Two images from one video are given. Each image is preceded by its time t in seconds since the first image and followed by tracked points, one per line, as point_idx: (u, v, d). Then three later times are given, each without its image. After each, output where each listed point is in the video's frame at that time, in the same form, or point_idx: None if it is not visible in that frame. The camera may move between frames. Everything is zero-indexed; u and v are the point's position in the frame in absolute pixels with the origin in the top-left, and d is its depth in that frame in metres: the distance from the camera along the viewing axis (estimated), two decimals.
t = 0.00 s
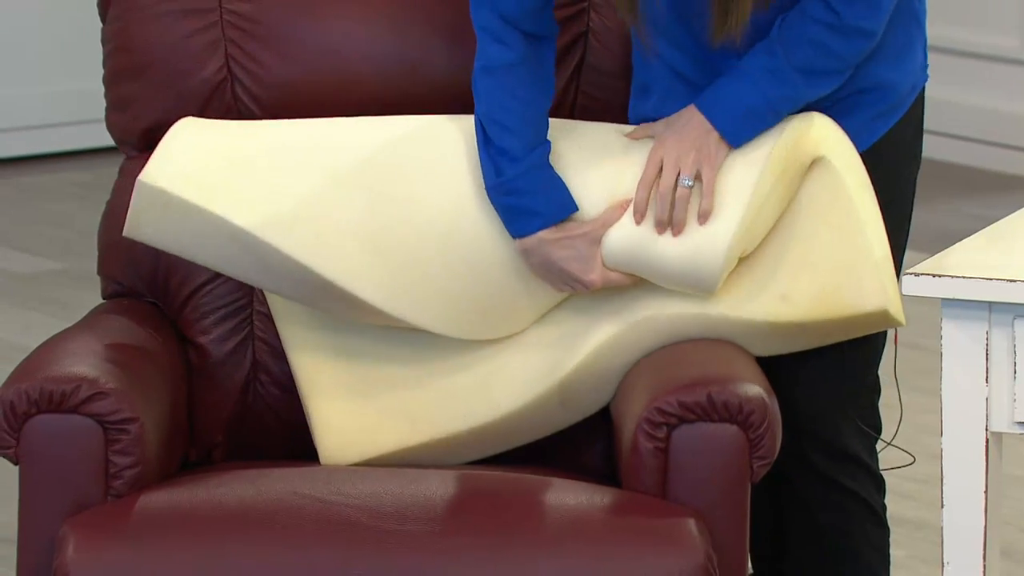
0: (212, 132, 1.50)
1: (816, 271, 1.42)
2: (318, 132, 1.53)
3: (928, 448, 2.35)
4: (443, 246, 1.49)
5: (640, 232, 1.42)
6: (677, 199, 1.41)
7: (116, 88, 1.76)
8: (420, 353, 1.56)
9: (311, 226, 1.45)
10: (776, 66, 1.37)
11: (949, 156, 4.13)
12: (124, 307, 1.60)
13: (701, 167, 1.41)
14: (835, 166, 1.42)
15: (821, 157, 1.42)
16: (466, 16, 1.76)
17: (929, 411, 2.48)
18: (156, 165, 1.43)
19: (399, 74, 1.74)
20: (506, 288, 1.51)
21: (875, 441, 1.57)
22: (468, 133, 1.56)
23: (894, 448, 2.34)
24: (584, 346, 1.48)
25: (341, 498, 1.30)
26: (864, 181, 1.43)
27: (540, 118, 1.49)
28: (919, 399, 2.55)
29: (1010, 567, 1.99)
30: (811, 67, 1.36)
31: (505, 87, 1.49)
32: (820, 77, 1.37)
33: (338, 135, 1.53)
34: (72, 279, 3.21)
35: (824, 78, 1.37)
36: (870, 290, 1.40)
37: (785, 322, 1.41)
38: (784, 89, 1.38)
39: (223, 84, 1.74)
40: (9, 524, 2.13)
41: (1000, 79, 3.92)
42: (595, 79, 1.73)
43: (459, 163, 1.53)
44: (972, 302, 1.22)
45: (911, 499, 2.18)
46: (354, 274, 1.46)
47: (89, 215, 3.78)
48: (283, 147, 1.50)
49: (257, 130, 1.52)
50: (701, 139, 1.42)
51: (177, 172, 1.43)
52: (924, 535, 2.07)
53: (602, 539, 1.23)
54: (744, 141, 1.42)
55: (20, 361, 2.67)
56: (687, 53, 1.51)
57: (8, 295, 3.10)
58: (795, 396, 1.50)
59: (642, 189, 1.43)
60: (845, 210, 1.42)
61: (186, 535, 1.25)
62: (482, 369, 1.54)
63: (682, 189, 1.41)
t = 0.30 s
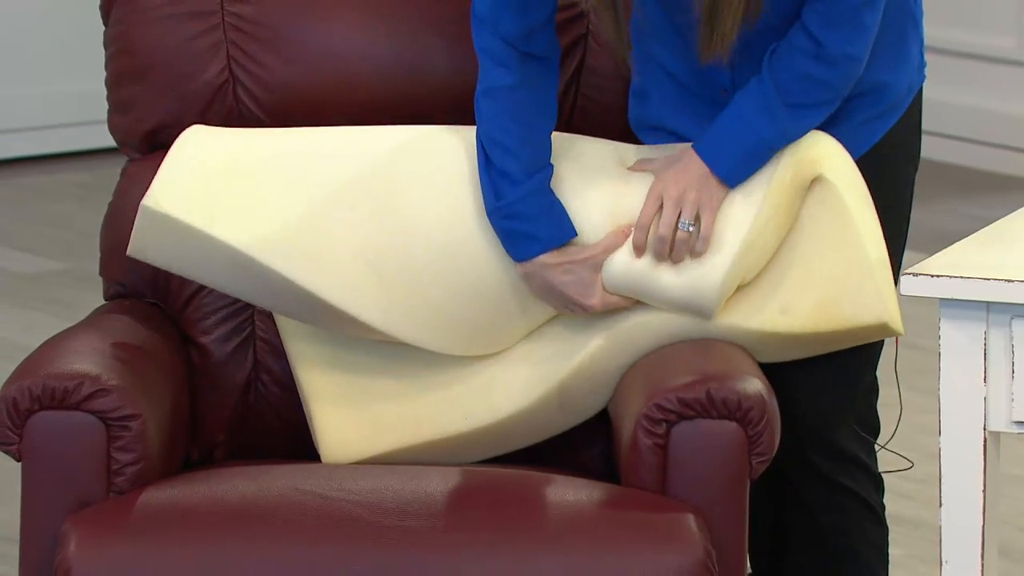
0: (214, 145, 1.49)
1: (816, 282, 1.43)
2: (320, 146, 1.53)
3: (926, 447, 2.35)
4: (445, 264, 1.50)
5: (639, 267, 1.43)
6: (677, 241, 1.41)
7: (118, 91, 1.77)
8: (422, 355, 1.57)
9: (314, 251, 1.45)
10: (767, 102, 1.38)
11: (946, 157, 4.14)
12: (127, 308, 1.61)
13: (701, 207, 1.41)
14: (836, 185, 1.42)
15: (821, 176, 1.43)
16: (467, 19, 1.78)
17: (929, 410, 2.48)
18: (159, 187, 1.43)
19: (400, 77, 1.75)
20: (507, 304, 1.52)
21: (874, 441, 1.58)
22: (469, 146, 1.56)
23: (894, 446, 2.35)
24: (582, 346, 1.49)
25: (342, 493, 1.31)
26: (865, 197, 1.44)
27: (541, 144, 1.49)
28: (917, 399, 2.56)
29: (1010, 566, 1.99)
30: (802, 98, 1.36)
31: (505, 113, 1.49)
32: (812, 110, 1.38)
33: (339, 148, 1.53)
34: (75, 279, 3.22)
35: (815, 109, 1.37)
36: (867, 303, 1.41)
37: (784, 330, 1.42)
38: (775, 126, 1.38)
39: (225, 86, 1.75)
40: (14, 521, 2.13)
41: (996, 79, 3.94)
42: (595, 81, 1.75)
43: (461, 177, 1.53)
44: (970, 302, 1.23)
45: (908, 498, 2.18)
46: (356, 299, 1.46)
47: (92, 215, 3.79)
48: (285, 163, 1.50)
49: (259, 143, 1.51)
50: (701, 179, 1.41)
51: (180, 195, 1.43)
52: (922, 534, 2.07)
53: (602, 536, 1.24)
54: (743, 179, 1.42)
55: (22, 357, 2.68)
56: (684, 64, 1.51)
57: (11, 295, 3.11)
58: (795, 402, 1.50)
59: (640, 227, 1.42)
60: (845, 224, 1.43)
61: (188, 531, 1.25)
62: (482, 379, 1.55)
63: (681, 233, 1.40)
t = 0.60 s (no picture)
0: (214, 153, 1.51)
1: (810, 287, 1.45)
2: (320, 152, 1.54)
3: (919, 445, 2.37)
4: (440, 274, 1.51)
5: (638, 285, 1.46)
6: (675, 267, 1.44)
7: (123, 94, 1.79)
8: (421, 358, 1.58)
9: (315, 264, 1.47)
10: (761, 126, 1.40)
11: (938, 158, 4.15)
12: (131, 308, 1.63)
13: (700, 234, 1.44)
14: (829, 196, 1.45)
15: (815, 187, 1.45)
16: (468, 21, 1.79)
17: (922, 409, 2.50)
18: (158, 200, 1.44)
19: (401, 79, 1.77)
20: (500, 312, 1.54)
21: (870, 440, 1.59)
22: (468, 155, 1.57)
23: (888, 444, 2.37)
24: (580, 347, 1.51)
25: (344, 491, 1.33)
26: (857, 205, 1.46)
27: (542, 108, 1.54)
28: (910, 398, 2.58)
29: (1002, 562, 2.01)
30: (794, 121, 1.39)
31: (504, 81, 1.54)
32: (804, 133, 1.40)
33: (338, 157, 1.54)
34: (78, 279, 3.24)
35: (809, 128, 1.40)
36: (862, 309, 1.43)
37: (778, 335, 1.44)
38: (769, 150, 1.40)
39: (229, 88, 1.77)
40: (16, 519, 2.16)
41: (987, 83, 3.95)
42: (593, 84, 1.76)
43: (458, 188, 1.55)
44: (963, 302, 1.24)
45: (901, 495, 2.20)
46: (354, 307, 1.48)
47: (92, 215, 3.82)
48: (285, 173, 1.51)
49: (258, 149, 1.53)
50: (701, 210, 1.44)
51: (180, 207, 1.44)
52: (915, 530, 2.09)
53: (600, 534, 1.26)
54: (740, 204, 1.44)
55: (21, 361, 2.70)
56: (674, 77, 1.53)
57: (14, 295, 3.13)
58: (791, 402, 1.52)
59: (638, 253, 1.45)
60: (838, 233, 1.45)
61: (193, 530, 1.27)
62: (481, 384, 1.56)
63: (679, 261, 1.44)
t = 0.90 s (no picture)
0: (214, 195, 1.53)
1: (807, 292, 1.48)
2: (318, 186, 1.55)
3: (914, 442, 2.39)
4: (444, 297, 1.50)
5: (639, 302, 1.47)
6: (675, 286, 1.45)
7: (128, 95, 1.81)
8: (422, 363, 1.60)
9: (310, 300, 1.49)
10: (756, 143, 1.39)
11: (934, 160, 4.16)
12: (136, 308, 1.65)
13: (702, 256, 1.44)
14: (825, 205, 1.48)
15: (811, 195, 1.48)
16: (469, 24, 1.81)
17: (917, 408, 2.51)
18: (155, 254, 1.46)
19: (403, 82, 1.80)
20: (505, 330, 1.53)
21: (865, 438, 1.61)
22: (472, 171, 1.55)
23: (883, 442, 2.39)
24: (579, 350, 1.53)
25: (346, 490, 1.35)
26: (850, 210, 1.50)
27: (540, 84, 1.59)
28: (905, 397, 2.59)
29: (995, 559, 2.03)
30: (787, 134, 1.38)
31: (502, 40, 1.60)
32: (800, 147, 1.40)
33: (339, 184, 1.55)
34: (85, 279, 3.27)
35: (803, 143, 1.39)
36: (859, 314, 1.45)
37: (775, 340, 1.47)
38: (765, 168, 1.40)
39: (233, 90, 1.79)
40: (19, 518, 2.17)
41: (980, 86, 3.95)
42: (591, 86, 1.78)
43: (463, 200, 1.52)
44: (957, 301, 1.26)
45: (896, 492, 2.22)
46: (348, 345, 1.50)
47: (96, 216, 3.84)
48: (282, 214, 1.52)
49: (255, 190, 1.54)
50: (702, 229, 1.44)
51: (176, 255, 1.46)
52: (909, 527, 2.11)
53: (599, 533, 1.28)
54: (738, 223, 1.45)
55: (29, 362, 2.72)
56: (669, 81, 1.55)
57: (21, 295, 3.16)
58: (788, 402, 1.54)
59: (640, 274, 1.45)
60: (834, 240, 1.48)
61: (198, 528, 1.29)
62: (483, 389, 1.58)
63: (680, 281, 1.45)
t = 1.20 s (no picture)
0: (220, 207, 1.54)
1: (802, 296, 1.50)
2: (321, 196, 1.56)
3: (908, 439, 2.42)
4: (448, 306, 1.52)
5: (639, 313, 1.49)
6: (677, 296, 1.47)
7: (134, 100, 1.84)
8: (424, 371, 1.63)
9: (316, 310, 1.51)
10: (751, 157, 1.42)
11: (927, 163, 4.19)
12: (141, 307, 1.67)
13: (702, 267, 1.46)
14: (819, 210, 1.50)
15: (805, 203, 1.50)
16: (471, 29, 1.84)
17: (910, 405, 2.54)
18: (164, 265, 1.48)
19: (406, 87, 1.82)
20: (511, 343, 1.55)
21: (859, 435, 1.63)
22: (473, 185, 1.58)
23: (878, 440, 2.41)
24: (578, 352, 1.56)
25: (349, 484, 1.37)
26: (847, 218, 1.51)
27: (554, 115, 1.58)
28: (899, 394, 2.62)
29: (987, 554, 2.05)
30: (782, 149, 1.40)
31: (509, 55, 1.60)
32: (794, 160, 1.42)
33: (342, 191, 1.57)
34: (91, 279, 3.30)
35: (797, 156, 1.41)
36: (852, 314, 1.47)
37: (771, 343, 1.49)
38: (761, 182, 1.42)
39: (238, 95, 1.82)
40: (22, 515, 2.19)
41: (972, 90, 3.99)
42: (592, 89, 1.82)
43: (463, 211, 1.54)
44: (950, 302, 1.28)
45: (890, 489, 2.24)
46: (354, 356, 1.53)
47: (99, 217, 3.87)
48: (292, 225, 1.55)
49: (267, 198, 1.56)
50: (700, 241, 1.46)
51: (184, 268, 1.48)
52: (903, 523, 2.13)
53: (598, 526, 1.30)
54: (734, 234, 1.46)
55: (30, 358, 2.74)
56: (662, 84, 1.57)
57: (29, 295, 3.18)
58: (784, 401, 1.57)
59: (638, 287, 1.47)
60: (828, 244, 1.50)
61: (203, 521, 1.31)
62: (485, 389, 1.60)
63: (682, 291, 1.47)
